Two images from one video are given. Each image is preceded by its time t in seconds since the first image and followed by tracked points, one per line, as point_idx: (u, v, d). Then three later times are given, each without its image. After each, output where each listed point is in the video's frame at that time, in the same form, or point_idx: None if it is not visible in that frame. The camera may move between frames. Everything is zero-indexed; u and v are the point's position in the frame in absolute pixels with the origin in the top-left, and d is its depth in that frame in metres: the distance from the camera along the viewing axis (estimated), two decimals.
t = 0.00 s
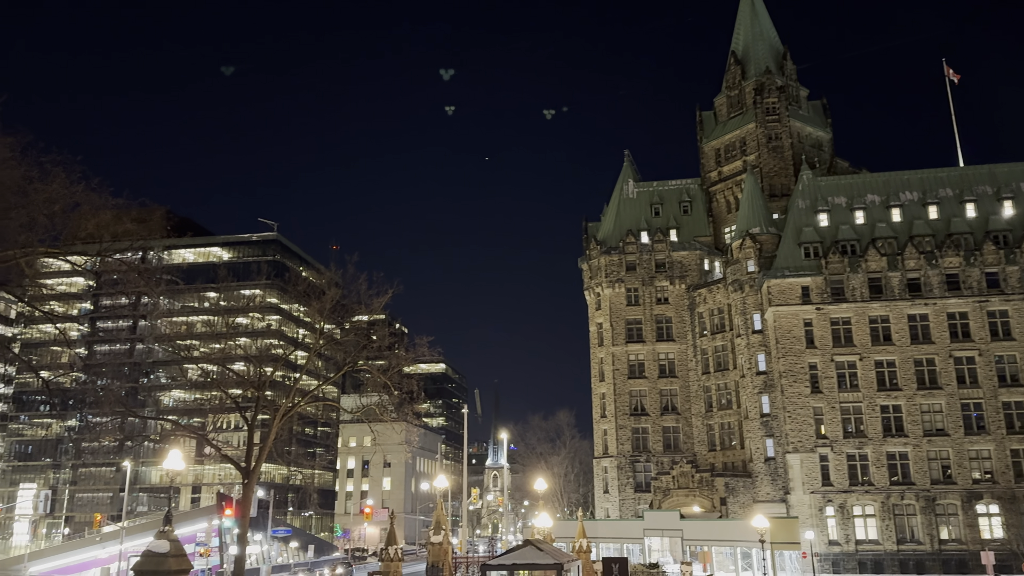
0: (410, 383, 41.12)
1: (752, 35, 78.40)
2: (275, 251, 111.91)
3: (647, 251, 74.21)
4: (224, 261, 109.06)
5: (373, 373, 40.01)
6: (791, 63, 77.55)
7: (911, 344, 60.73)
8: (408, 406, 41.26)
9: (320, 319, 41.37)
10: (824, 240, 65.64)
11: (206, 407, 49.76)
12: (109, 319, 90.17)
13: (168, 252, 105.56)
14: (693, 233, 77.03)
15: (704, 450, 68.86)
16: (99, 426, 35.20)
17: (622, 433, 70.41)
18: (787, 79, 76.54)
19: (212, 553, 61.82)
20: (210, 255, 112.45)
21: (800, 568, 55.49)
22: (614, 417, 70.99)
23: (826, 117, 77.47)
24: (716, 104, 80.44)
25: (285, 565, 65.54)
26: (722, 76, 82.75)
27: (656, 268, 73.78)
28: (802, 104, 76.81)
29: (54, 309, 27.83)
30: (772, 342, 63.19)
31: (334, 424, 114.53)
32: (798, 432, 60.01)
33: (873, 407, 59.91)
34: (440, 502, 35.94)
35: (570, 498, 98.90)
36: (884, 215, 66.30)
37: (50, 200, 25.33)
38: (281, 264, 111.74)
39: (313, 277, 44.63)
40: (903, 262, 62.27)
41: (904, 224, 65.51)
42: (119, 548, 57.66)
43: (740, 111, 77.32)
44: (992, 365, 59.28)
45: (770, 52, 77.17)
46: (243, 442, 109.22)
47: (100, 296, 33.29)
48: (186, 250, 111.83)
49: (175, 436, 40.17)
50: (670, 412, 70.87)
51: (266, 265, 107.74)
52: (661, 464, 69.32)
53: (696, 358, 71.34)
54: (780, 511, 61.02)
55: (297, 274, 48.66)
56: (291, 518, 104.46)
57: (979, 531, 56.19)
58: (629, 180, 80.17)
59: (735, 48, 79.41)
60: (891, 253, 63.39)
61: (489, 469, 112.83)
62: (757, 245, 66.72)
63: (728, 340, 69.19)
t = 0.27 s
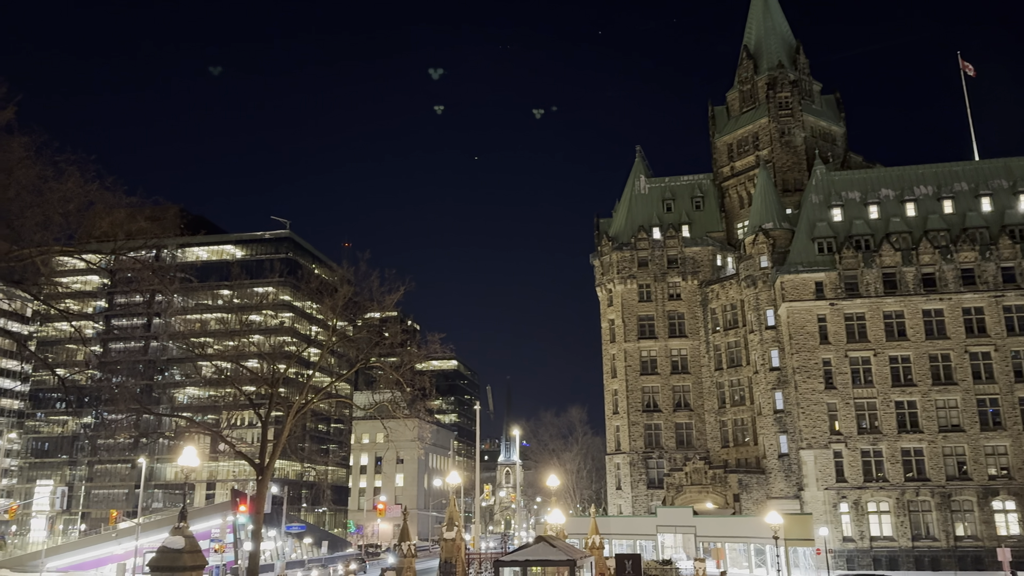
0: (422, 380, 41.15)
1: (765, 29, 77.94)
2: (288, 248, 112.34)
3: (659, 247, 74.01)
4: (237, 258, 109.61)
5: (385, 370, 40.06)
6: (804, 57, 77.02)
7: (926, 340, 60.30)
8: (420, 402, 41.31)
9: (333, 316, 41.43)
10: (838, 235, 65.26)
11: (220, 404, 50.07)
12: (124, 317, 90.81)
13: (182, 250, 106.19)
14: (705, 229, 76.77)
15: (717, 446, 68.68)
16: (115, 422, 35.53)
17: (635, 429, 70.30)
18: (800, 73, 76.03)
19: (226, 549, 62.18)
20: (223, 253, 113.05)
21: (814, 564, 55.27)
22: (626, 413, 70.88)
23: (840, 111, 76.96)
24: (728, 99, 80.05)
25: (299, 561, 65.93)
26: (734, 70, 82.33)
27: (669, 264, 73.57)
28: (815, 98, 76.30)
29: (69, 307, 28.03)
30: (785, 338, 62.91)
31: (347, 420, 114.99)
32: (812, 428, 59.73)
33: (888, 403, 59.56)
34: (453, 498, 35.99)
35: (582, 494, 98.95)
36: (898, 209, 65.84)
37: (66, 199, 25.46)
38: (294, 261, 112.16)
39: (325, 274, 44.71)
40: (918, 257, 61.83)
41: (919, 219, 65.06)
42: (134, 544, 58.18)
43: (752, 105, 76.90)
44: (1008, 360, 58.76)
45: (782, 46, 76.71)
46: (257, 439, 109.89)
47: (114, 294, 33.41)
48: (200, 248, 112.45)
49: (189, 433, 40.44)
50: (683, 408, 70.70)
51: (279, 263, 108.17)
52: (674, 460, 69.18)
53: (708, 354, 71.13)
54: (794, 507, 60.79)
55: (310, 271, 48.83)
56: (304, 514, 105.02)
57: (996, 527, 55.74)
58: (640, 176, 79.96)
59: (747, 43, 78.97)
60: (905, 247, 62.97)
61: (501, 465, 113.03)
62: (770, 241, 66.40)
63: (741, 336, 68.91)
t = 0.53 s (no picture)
0: (435, 377, 41.22)
1: (778, 23, 77.48)
2: (301, 246, 112.83)
3: (672, 242, 73.79)
4: (251, 256, 110.18)
5: (398, 367, 40.11)
6: (817, 51, 76.51)
7: (941, 335, 59.86)
8: (433, 399, 41.37)
9: (346, 313, 41.50)
10: (852, 230, 64.85)
11: (234, 401, 50.38)
12: (139, 314, 91.56)
13: (196, 248, 106.88)
14: (718, 224, 76.47)
15: (731, 442, 68.49)
16: (129, 419, 35.55)
17: (648, 426, 70.19)
18: (813, 67, 75.54)
19: (241, 544, 62.83)
20: (237, 251, 113.68)
21: (829, 560, 55.08)
22: (639, 410, 70.78)
23: (853, 105, 76.42)
24: (741, 94, 79.65)
25: (313, 556, 66.33)
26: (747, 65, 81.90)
27: (681, 260, 73.36)
28: (829, 92, 75.80)
29: (84, 305, 28.15)
30: (799, 334, 62.61)
31: (361, 417, 115.46)
32: (826, 424, 59.46)
33: (903, 399, 59.19)
34: (466, 495, 36.08)
35: (595, 490, 98.98)
36: (913, 204, 65.37)
37: (81, 197, 25.63)
38: (307, 259, 112.63)
39: (338, 271, 44.83)
40: (933, 252, 61.37)
41: (934, 213, 64.58)
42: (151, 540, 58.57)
43: (765, 100, 76.49)
44: None
45: (795, 40, 76.22)
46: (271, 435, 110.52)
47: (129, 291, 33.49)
48: (213, 245, 113.11)
49: (204, 430, 40.69)
50: (696, 404, 70.55)
51: (292, 260, 108.67)
52: (687, 457, 69.06)
53: (721, 350, 70.92)
54: (808, 503, 60.59)
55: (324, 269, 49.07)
56: (318, 510, 105.57)
57: (1012, 524, 55.28)
58: (653, 171, 79.74)
59: (760, 37, 78.52)
60: (920, 242, 62.50)
61: (514, 461, 113.23)
62: (783, 236, 66.07)
63: (754, 332, 68.63)
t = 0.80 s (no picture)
0: (447, 373, 41.25)
1: (790, 17, 76.99)
2: (313, 243, 113.22)
3: (684, 238, 73.57)
4: (264, 253, 110.68)
5: (410, 363, 40.17)
6: (830, 45, 75.99)
7: (957, 330, 59.43)
8: (445, 395, 41.40)
9: (359, 310, 41.57)
10: (866, 225, 64.45)
11: (248, 397, 50.68)
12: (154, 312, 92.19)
13: (210, 246, 107.52)
14: (730, 219, 76.18)
15: (744, 438, 68.28)
16: (144, 416, 35.75)
17: (660, 422, 70.07)
18: (826, 61, 75.03)
19: (256, 540, 63.30)
20: (250, 248, 114.23)
21: (842, 557, 54.87)
22: (652, 406, 70.67)
23: (867, 99, 75.86)
24: (753, 88, 79.24)
25: (327, 552, 66.72)
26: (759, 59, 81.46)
27: (694, 256, 73.15)
28: (842, 86, 75.27)
29: (100, 302, 28.39)
30: (813, 329, 62.33)
31: (374, 413, 115.88)
32: (840, 420, 59.22)
33: (917, 395, 58.83)
34: (478, 490, 36.15)
35: (608, 486, 98.93)
36: (927, 198, 64.87)
37: (95, 195, 25.75)
38: (319, 256, 113.01)
39: (350, 268, 44.87)
40: (948, 246, 60.92)
41: (949, 207, 64.09)
42: (166, 535, 58.99)
43: (778, 94, 76.08)
44: None
45: (808, 34, 75.69)
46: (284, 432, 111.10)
47: (144, 288, 33.65)
48: (227, 243, 113.67)
49: (219, 426, 40.97)
50: (708, 400, 70.37)
51: (305, 257, 109.08)
52: (700, 453, 68.92)
53: (734, 346, 70.69)
54: (822, 500, 60.37)
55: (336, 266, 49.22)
56: (332, 506, 106.09)
57: None
58: (665, 167, 79.53)
59: (773, 31, 78.08)
60: (935, 237, 62.03)
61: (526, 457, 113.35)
62: (796, 231, 65.76)
63: (768, 328, 68.36)
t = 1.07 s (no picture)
0: (459, 369, 41.26)
1: (804, 10, 76.44)
2: (325, 240, 113.58)
3: (696, 234, 73.29)
4: (276, 250, 111.11)
5: (422, 360, 40.18)
6: (844, 38, 75.39)
7: (972, 325, 58.95)
8: (457, 391, 41.42)
9: (371, 306, 41.61)
10: (880, 219, 64.00)
11: (262, 393, 50.92)
12: (168, 309, 92.83)
13: (223, 243, 108.06)
14: (743, 214, 75.83)
15: (757, 434, 68.02)
16: (159, 412, 35.96)
17: (673, 418, 69.93)
18: (840, 54, 74.46)
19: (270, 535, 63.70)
20: (263, 245, 114.72)
21: (856, 553, 54.61)
22: (664, 402, 70.52)
23: (881, 93, 75.24)
24: (766, 83, 78.78)
25: (340, 547, 67.02)
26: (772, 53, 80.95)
27: (706, 251, 72.87)
28: (856, 79, 74.70)
29: (114, 300, 28.57)
30: (827, 325, 61.98)
31: (386, 409, 116.23)
32: (854, 416, 58.91)
33: (933, 390, 58.41)
34: (491, 486, 36.17)
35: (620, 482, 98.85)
36: (942, 192, 64.36)
37: (109, 193, 25.88)
38: (331, 253, 113.34)
39: (362, 265, 44.91)
40: (964, 241, 60.42)
41: (964, 201, 63.56)
42: (180, 531, 59.33)
43: (791, 88, 75.59)
44: None
45: (822, 28, 75.13)
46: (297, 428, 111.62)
47: (159, 285, 33.76)
48: (240, 240, 114.16)
49: (233, 422, 41.20)
50: (721, 396, 70.14)
51: (317, 254, 109.45)
52: (713, 449, 68.72)
53: (747, 341, 70.41)
54: (836, 496, 60.10)
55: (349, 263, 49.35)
56: (345, 501, 106.51)
57: None
58: (677, 162, 79.26)
59: (786, 25, 77.56)
60: (950, 231, 61.53)
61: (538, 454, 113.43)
62: (810, 226, 65.38)
63: (781, 323, 68.02)
